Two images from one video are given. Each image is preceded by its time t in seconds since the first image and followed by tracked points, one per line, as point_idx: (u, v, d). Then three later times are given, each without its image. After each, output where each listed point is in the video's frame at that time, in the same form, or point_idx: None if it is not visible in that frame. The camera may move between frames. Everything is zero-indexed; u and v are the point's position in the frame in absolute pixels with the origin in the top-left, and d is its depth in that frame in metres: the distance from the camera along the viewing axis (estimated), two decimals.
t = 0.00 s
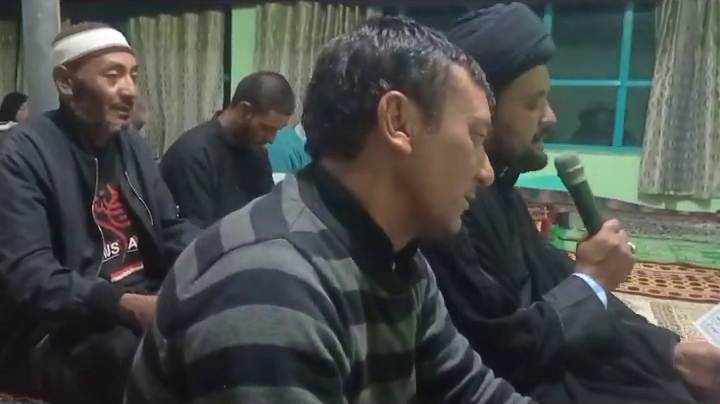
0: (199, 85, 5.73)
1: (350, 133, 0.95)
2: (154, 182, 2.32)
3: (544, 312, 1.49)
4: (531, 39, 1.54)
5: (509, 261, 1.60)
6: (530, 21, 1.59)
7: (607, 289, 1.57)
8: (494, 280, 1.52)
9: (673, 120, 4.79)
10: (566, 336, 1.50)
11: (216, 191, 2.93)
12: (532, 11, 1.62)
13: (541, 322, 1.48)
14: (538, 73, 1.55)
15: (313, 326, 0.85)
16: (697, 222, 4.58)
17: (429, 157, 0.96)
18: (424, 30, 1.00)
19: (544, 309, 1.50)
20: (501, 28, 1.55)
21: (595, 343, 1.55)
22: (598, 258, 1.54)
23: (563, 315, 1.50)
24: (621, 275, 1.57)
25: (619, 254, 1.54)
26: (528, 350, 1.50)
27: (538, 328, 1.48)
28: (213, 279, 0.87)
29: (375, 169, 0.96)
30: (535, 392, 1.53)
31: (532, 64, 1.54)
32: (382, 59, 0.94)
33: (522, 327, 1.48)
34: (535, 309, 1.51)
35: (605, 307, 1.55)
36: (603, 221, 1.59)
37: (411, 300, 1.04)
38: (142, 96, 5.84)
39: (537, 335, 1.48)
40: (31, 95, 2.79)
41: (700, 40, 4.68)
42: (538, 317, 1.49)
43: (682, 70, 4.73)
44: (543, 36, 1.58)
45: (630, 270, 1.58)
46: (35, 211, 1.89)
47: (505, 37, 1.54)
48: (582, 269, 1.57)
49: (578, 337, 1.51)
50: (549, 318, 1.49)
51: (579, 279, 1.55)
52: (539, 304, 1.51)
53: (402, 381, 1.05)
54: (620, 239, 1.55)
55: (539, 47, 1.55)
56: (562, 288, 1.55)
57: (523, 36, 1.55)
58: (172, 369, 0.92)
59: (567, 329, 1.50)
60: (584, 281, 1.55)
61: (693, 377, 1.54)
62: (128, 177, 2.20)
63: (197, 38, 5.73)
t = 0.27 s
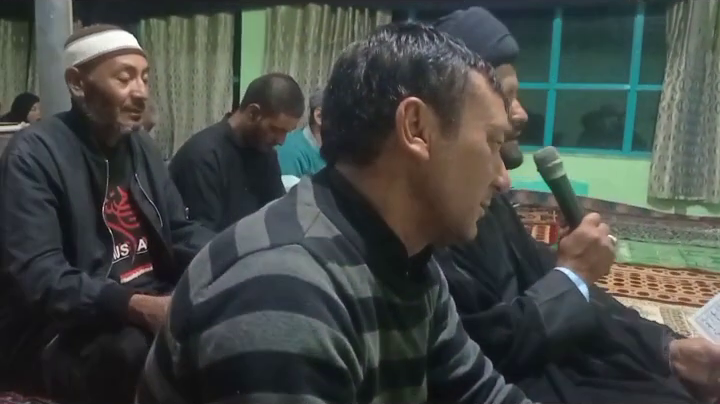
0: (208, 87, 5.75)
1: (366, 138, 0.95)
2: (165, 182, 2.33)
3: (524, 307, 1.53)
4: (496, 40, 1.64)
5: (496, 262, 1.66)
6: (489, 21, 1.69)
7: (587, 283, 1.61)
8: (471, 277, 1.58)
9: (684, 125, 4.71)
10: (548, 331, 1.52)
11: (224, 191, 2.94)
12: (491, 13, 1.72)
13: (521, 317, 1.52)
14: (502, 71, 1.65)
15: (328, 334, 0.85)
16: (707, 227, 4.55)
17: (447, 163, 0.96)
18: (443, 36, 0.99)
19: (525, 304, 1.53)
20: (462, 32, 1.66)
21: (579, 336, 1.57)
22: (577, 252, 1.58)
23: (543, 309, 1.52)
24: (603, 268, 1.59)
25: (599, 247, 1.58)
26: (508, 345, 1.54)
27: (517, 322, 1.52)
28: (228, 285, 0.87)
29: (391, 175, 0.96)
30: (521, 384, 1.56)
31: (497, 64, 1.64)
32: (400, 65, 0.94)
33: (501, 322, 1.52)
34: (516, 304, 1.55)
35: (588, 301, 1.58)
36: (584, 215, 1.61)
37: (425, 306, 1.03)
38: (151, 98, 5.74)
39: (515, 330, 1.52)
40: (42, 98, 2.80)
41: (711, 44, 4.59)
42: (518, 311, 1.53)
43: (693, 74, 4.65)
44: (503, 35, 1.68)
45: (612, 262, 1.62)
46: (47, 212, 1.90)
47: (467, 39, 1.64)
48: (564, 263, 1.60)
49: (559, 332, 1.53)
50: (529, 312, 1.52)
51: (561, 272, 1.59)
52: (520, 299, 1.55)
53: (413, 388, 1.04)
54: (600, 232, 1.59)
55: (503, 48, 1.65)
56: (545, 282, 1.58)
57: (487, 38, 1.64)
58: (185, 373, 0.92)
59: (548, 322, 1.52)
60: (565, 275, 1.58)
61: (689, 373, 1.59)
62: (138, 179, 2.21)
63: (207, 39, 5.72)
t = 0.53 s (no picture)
0: (212, 91, 5.77)
1: (366, 145, 0.96)
2: (169, 187, 2.34)
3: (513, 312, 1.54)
4: (476, 46, 1.70)
5: (486, 268, 1.66)
6: (471, 28, 1.76)
7: (578, 286, 1.59)
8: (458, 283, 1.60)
9: (688, 131, 4.69)
10: (538, 335, 1.54)
11: (227, 195, 2.94)
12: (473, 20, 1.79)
13: (511, 322, 1.54)
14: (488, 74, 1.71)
15: (326, 343, 0.85)
16: (711, 233, 4.53)
17: (447, 170, 0.96)
18: (444, 43, 1.00)
19: (514, 309, 1.54)
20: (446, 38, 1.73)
21: (571, 338, 1.58)
22: (567, 255, 1.56)
23: (533, 314, 1.53)
24: (594, 269, 1.58)
25: (588, 250, 1.56)
26: (497, 349, 1.56)
27: (506, 328, 1.54)
28: (227, 292, 0.87)
29: (391, 182, 0.97)
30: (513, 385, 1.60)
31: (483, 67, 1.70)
32: (400, 72, 0.94)
33: (489, 328, 1.54)
34: (505, 309, 1.56)
35: (577, 303, 1.58)
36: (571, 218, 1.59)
37: (425, 314, 1.03)
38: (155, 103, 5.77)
39: (505, 335, 1.54)
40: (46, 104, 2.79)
41: (716, 50, 4.60)
42: (507, 316, 1.54)
43: (698, 79, 4.64)
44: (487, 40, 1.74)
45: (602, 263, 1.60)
46: (52, 217, 1.91)
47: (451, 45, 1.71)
48: (554, 266, 1.58)
49: (547, 337, 1.55)
50: (519, 317, 1.53)
51: (550, 276, 1.57)
52: (510, 304, 1.56)
53: (412, 395, 1.04)
54: (589, 234, 1.57)
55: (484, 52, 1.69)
56: (534, 285, 1.57)
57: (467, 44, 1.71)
58: (185, 381, 0.92)
59: (538, 327, 1.53)
60: (555, 279, 1.56)
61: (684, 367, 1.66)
62: (142, 184, 2.22)
63: (211, 45, 5.74)
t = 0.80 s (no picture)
0: (214, 96, 5.76)
1: (367, 151, 0.96)
2: (171, 192, 2.34)
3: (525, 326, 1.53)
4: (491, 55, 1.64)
5: (495, 277, 1.64)
6: (489, 36, 1.70)
7: (590, 299, 1.59)
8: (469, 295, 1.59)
9: (690, 136, 4.68)
10: (549, 349, 1.53)
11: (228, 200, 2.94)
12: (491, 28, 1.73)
13: (521, 334, 1.53)
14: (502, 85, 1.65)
15: (329, 351, 0.85)
16: (713, 238, 4.52)
17: (449, 177, 0.96)
18: (445, 49, 1.00)
19: (524, 322, 1.53)
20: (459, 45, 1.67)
21: (581, 351, 1.57)
22: (580, 269, 1.57)
23: (544, 327, 1.52)
24: (605, 283, 1.58)
25: (601, 264, 1.57)
26: (508, 363, 1.54)
27: (517, 341, 1.52)
28: (228, 299, 0.87)
29: (392, 189, 0.96)
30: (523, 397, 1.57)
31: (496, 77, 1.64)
32: (402, 78, 0.95)
33: (500, 341, 1.53)
34: (516, 322, 1.55)
35: (588, 317, 1.57)
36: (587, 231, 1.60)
37: (427, 320, 1.03)
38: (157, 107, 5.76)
39: (515, 348, 1.53)
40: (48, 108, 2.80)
41: (717, 55, 4.58)
42: (518, 329, 1.53)
43: (699, 84, 4.64)
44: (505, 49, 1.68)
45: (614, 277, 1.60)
46: (53, 223, 1.91)
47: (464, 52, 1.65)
48: (566, 280, 1.58)
49: (558, 350, 1.54)
50: (529, 330, 1.52)
51: (561, 289, 1.57)
52: (520, 317, 1.55)
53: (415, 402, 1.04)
54: (602, 248, 1.57)
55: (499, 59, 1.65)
56: (545, 298, 1.56)
57: (483, 50, 1.66)
58: (186, 389, 0.91)
59: (549, 341, 1.52)
60: (566, 292, 1.56)
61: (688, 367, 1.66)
62: (143, 189, 2.22)
63: (213, 49, 5.76)
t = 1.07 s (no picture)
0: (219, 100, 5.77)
1: (379, 158, 0.96)
2: (177, 197, 2.34)
3: (561, 351, 1.41)
4: (550, 63, 1.52)
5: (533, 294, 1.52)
6: (545, 42, 1.57)
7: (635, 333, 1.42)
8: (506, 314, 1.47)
9: (695, 142, 4.67)
10: (588, 378, 1.41)
11: (235, 204, 2.94)
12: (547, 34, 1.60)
13: (560, 360, 1.41)
14: (557, 96, 1.52)
15: (343, 360, 0.86)
16: None
17: (462, 184, 0.96)
18: (457, 55, 1.01)
19: (563, 347, 1.41)
20: (514, 52, 1.54)
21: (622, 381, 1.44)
22: (628, 302, 1.39)
23: (585, 355, 1.40)
24: (653, 316, 1.41)
25: (652, 299, 1.39)
26: (544, 387, 1.44)
27: (553, 366, 1.41)
28: (241, 308, 0.88)
29: (404, 196, 0.97)
30: None
31: (552, 87, 1.51)
32: (414, 85, 0.95)
33: (536, 364, 1.42)
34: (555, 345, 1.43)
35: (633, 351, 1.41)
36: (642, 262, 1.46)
37: (439, 329, 1.03)
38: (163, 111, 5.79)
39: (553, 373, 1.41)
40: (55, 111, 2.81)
41: None
42: (556, 354, 1.41)
43: (704, 91, 4.63)
44: (561, 58, 1.56)
45: (664, 312, 1.43)
46: (61, 227, 1.93)
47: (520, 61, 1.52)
48: (611, 310, 1.42)
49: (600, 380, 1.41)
50: (569, 356, 1.40)
51: (605, 319, 1.41)
52: (560, 341, 1.42)
53: None
54: (655, 283, 1.38)
55: (556, 70, 1.52)
56: (587, 326, 1.42)
57: (541, 57, 1.53)
58: (198, 397, 0.92)
59: (589, 369, 1.40)
60: (611, 322, 1.40)
61: None
62: (150, 194, 2.22)
63: (219, 54, 5.79)
